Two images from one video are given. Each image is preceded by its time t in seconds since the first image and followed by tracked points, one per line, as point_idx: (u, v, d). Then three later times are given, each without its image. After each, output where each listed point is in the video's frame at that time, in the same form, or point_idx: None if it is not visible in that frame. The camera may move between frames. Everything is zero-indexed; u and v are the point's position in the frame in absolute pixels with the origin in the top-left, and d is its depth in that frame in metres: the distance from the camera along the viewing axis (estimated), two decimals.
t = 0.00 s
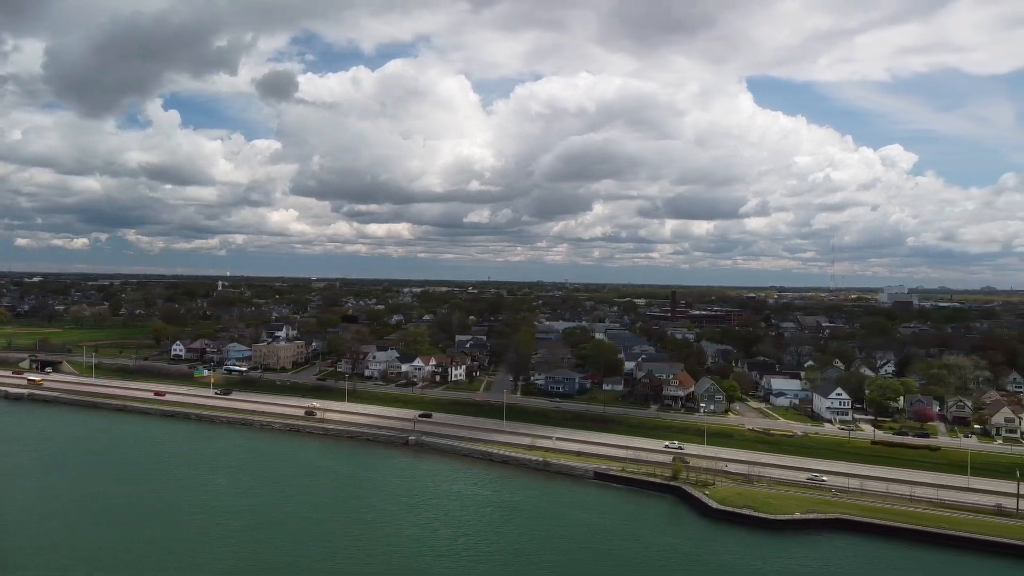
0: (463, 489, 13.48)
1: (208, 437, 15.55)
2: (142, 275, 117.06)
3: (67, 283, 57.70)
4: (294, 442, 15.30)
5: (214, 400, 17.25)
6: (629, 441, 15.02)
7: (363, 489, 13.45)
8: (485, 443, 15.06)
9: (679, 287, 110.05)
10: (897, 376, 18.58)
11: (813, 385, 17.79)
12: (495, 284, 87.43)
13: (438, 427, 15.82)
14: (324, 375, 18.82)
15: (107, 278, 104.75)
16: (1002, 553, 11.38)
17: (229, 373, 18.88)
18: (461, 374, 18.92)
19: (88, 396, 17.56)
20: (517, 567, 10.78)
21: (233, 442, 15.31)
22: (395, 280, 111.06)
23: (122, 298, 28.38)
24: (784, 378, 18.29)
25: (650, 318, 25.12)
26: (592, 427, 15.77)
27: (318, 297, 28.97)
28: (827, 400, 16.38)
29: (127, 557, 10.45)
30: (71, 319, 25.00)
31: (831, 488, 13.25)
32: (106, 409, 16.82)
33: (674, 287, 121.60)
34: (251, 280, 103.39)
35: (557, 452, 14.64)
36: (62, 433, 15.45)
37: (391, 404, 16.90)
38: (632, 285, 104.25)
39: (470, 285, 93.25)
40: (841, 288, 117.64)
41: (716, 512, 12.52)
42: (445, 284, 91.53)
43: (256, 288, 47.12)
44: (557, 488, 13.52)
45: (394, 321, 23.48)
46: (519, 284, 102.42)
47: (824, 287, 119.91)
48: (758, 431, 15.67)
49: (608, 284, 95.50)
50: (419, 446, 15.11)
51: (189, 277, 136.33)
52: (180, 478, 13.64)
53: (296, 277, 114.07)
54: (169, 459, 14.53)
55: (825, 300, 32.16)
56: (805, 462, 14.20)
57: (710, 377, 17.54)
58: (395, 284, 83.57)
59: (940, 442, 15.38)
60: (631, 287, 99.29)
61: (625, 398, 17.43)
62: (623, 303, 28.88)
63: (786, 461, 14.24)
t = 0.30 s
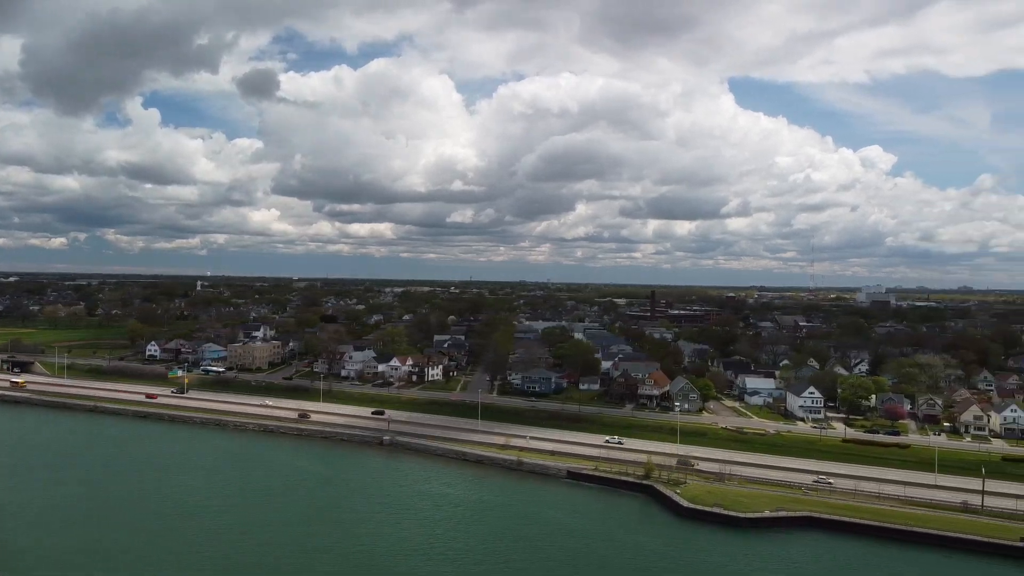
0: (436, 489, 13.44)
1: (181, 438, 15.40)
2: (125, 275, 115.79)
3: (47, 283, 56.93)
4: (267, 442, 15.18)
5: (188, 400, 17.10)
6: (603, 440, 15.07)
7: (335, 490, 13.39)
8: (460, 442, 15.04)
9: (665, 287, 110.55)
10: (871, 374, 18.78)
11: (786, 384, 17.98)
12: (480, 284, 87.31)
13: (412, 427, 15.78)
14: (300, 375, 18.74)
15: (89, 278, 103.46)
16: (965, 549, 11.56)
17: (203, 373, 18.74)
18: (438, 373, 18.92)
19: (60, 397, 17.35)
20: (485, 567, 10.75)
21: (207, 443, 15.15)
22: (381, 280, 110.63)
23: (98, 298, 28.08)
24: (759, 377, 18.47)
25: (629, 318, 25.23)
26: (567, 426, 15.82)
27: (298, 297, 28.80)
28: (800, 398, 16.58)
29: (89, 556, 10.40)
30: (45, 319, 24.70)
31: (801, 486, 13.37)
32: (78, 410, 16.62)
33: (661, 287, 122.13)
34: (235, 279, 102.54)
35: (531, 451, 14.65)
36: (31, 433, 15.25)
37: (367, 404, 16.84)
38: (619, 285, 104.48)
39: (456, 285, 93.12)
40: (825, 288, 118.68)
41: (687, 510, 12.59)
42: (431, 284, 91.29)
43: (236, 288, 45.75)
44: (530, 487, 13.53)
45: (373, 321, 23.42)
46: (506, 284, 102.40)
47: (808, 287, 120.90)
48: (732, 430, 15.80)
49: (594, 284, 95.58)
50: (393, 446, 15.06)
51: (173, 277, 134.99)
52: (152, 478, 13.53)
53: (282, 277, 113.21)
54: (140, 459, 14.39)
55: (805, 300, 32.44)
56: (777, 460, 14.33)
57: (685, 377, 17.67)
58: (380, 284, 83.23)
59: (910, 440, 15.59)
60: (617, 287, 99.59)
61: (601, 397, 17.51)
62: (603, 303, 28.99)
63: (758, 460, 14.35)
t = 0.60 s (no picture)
0: (407, 489, 13.39)
1: (152, 439, 15.24)
2: (106, 275, 114.36)
3: (24, 284, 56.04)
4: (239, 443, 15.06)
5: (161, 401, 16.94)
6: (576, 440, 15.13)
7: (307, 490, 13.31)
8: (433, 443, 15.03)
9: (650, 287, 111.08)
10: (842, 372, 19.01)
11: (759, 382, 18.17)
12: (465, 284, 87.30)
13: (386, 427, 15.75)
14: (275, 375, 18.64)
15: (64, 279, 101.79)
16: (929, 546, 11.74)
17: (176, 374, 18.59)
18: (414, 373, 18.90)
19: (29, 397, 17.11)
20: (453, 567, 10.70)
21: (178, 443, 15.01)
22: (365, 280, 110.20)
23: (73, 298, 27.74)
24: (732, 376, 18.64)
25: (608, 318, 25.34)
26: (541, 426, 15.86)
27: (276, 297, 28.62)
28: (772, 398, 16.76)
29: (82, 555, 10.42)
30: (17, 319, 24.36)
31: (771, 484, 13.51)
32: (48, 411, 16.40)
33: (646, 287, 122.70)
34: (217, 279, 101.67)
35: (504, 451, 14.67)
36: None
37: (341, 405, 16.77)
38: (605, 286, 104.67)
39: (441, 284, 92.98)
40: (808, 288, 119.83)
41: (657, 509, 12.68)
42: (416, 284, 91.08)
43: (214, 287, 46.06)
44: (502, 487, 13.54)
45: (351, 321, 23.34)
46: (491, 283, 102.39)
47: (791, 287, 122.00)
48: (704, 429, 15.93)
49: (580, 284, 95.69)
50: (366, 447, 15.01)
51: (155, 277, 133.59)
52: (121, 478, 13.38)
53: (267, 278, 112.40)
54: (110, 459, 14.24)
55: (783, 300, 32.74)
56: (748, 459, 14.46)
57: (659, 376, 17.80)
58: (364, 284, 82.94)
59: (879, 438, 15.80)
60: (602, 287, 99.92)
61: (576, 397, 17.59)
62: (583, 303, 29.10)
63: (729, 459, 14.48)
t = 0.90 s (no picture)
0: (381, 489, 13.34)
1: (126, 439, 15.09)
2: (91, 276, 113.22)
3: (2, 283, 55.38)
4: (214, 444, 14.96)
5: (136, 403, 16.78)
6: (552, 440, 15.17)
7: (281, 490, 13.22)
8: (410, 443, 15.00)
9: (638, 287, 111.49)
10: (819, 371, 19.18)
11: (736, 382, 18.31)
12: (453, 284, 87.15)
13: (363, 427, 15.71)
14: (253, 376, 18.56)
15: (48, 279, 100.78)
16: (897, 543, 11.86)
17: (153, 374, 18.46)
18: (393, 373, 18.89)
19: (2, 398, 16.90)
20: (423, 567, 10.64)
21: (153, 443, 14.90)
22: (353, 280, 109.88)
23: (51, 298, 27.46)
24: (710, 375, 18.78)
25: (590, 318, 25.43)
26: (518, 425, 15.89)
27: (258, 297, 28.49)
28: (748, 397, 16.89)
29: (77, 556, 10.39)
30: None
31: (744, 483, 13.61)
32: (21, 412, 16.20)
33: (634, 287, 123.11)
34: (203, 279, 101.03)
35: (480, 451, 14.68)
36: None
37: (319, 406, 16.72)
38: (593, 286, 104.85)
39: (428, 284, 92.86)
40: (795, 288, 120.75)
41: (631, 508, 12.72)
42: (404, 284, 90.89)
43: (196, 287, 46.01)
44: (477, 487, 13.53)
45: (332, 321, 23.28)
46: (479, 283, 102.36)
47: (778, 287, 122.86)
48: (680, 428, 16.04)
49: (567, 284, 95.89)
50: (342, 447, 14.97)
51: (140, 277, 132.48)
52: (92, 478, 13.24)
53: (255, 278, 111.69)
54: (83, 459, 14.09)
55: (765, 300, 32.98)
56: (722, 458, 14.56)
57: (637, 376, 17.91)
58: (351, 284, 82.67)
59: (852, 436, 15.96)
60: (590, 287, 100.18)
61: (554, 396, 17.66)
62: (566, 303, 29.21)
63: (704, 458, 14.57)
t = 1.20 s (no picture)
0: (356, 489, 13.26)
1: (100, 440, 14.91)
2: (76, 276, 112.11)
3: None
4: (190, 445, 14.86)
5: (112, 404, 16.64)
6: (529, 440, 15.19)
7: (255, 490, 13.11)
8: (387, 444, 14.97)
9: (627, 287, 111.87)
10: (797, 371, 19.35)
11: (715, 381, 18.44)
12: (442, 284, 87.15)
13: (340, 428, 15.67)
14: (232, 377, 18.51)
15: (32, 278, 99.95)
16: (869, 541, 11.94)
17: (130, 376, 18.34)
18: (373, 373, 18.89)
19: None
20: (394, 566, 10.55)
21: (127, 444, 14.77)
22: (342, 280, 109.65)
23: (30, 298, 27.23)
24: (689, 375, 18.91)
25: (573, 318, 25.52)
26: (497, 425, 15.91)
27: (241, 298, 28.38)
28: (726, 396, 17.02)
29: (59, 556, 10.32)
30: None
31: (720, 482, 13.69)
32: None
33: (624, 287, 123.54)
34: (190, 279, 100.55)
35: (457, 451, 14.67)
36: None
37: (297, 406, 16.68)
38: (582, 286, 105.15)
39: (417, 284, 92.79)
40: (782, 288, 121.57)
41: (606, 508, 12.73)
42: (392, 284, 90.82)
43: (179, 288, 45.92)
44: (453, 486, 13.50)
45: (314, 321, 23.23)
46: (468, 284, 102.40)
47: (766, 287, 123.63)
48: (658, 428, 16.12)
49: (557, 284, 96.12)
50: (319, 447, 14.91)
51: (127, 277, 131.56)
52: (64, 479, 13.08)
53: (241, 278, 111.22)
54: (56, 459, 13.93)
55: (749, 300, 33.22)
56: (698, 458, 14.64)
57: (616, 376, 18.01)
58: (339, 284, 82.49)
59: (828, 435, 16.11)
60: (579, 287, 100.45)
61: (534, 395, 17.73)
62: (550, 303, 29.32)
63: (680, 458, 14.64)
